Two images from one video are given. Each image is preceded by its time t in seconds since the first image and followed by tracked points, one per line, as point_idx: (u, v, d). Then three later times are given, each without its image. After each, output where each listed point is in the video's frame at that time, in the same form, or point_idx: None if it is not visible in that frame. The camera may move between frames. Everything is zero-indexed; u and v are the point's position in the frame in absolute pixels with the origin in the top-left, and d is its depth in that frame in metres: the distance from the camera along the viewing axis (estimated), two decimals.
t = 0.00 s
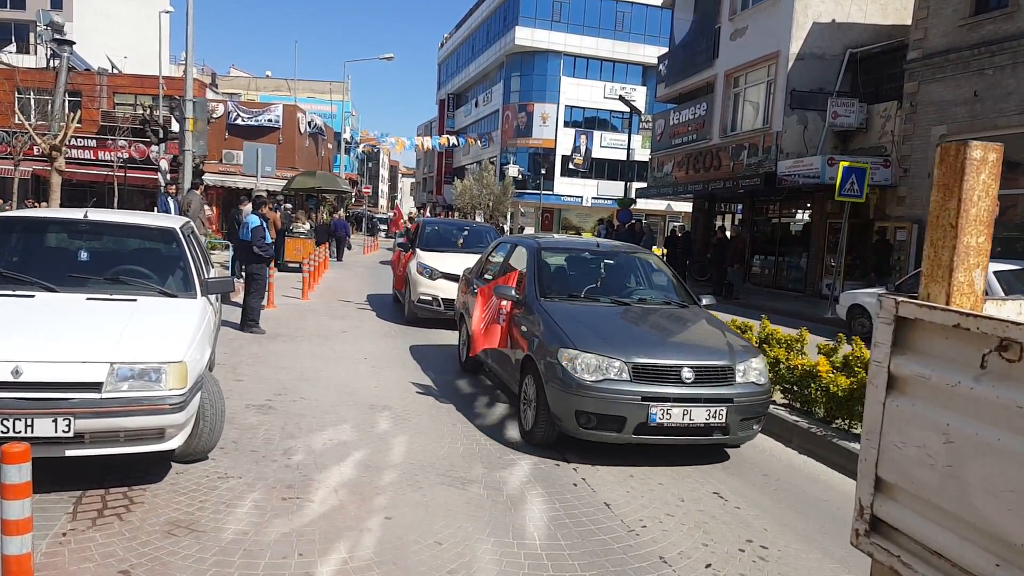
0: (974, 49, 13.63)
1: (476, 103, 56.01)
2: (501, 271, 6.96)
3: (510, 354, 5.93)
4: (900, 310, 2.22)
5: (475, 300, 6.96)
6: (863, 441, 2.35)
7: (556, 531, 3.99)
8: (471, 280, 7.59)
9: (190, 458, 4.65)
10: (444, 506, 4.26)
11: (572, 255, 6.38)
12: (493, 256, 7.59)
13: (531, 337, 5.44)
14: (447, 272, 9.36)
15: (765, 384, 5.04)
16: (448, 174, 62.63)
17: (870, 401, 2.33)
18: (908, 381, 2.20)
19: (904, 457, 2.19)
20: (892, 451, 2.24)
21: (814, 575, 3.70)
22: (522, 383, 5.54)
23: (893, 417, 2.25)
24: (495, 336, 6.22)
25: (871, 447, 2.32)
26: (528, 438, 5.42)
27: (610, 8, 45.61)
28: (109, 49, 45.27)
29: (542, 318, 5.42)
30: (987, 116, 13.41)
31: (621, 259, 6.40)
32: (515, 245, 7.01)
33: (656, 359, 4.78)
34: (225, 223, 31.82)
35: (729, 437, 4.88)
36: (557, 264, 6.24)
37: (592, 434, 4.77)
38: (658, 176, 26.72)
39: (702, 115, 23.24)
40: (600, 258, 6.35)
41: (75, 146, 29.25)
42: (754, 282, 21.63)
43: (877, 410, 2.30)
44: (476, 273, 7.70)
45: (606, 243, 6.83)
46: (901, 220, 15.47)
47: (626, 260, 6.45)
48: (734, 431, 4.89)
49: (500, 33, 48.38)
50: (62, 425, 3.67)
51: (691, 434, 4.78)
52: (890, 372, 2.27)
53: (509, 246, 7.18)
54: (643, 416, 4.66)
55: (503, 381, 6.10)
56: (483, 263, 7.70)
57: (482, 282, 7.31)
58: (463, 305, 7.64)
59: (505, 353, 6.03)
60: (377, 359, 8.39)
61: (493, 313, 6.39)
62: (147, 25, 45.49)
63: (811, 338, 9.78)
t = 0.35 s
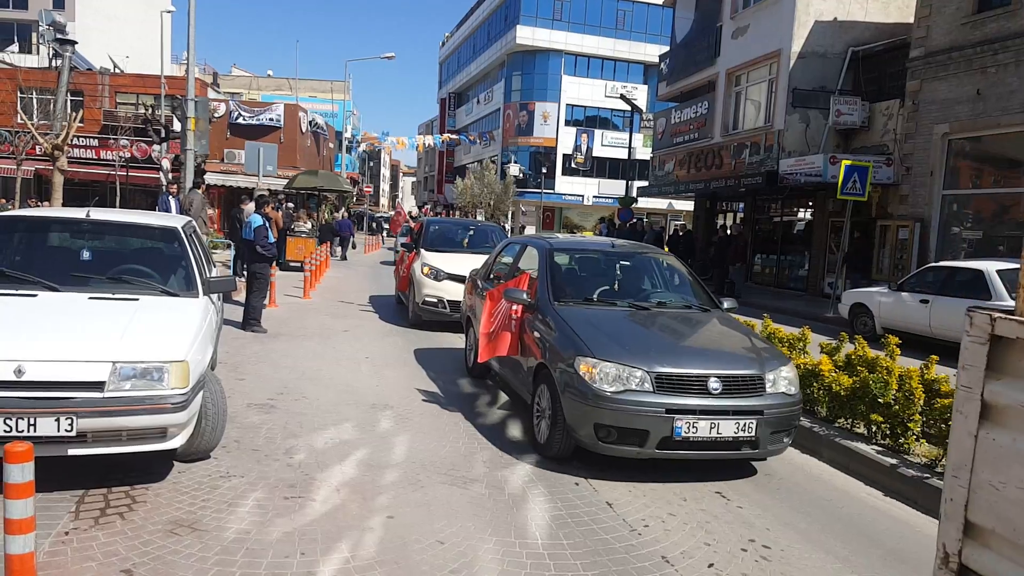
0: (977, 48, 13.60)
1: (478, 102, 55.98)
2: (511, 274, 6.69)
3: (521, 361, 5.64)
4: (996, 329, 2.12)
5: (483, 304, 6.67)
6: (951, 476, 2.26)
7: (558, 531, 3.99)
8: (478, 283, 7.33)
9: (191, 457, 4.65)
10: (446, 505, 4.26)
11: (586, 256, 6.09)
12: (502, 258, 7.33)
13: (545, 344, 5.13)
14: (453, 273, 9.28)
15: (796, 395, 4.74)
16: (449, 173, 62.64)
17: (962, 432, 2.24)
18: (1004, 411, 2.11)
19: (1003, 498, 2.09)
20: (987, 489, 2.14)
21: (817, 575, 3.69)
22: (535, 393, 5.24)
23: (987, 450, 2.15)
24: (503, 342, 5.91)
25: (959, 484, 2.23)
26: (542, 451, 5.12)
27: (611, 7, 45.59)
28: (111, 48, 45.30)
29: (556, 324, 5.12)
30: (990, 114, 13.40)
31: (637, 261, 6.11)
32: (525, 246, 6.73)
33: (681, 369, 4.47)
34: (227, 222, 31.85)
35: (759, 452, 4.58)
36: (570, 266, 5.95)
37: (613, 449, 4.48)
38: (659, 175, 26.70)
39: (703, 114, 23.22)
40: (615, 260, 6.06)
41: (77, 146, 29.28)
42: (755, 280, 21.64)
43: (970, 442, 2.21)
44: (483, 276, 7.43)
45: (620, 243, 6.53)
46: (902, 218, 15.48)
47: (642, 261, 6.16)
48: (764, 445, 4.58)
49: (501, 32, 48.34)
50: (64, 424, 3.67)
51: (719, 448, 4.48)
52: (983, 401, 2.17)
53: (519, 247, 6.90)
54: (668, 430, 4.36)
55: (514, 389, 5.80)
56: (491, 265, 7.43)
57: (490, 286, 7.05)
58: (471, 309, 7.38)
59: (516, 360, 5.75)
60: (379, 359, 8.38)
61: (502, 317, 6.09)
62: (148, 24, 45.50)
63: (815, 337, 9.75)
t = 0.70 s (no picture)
0: (980, 49, 13.57)
1: (480, 102, 56.02)
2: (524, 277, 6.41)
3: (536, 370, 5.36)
4: None
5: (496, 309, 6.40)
6: None
7: (562, 532, 3.98)
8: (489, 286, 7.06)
9: (194, 457, 4.65)
10: (449, 506, 4.26)
11: (603, 259, 5.79)
12: (514, 260, 7.06)
13: (561, 354, 4.84)
14: (460, 275, 9.19)
15: (831, 408, 4.46)
16: (452, 173, 62.67)
17: None
18: None
19: None
20: None
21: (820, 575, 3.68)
22: (552, 405, 4.95)
23: None
24: (516, 350, 5.64)
25: None
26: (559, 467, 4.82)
27: (615, 7, 45.59)
28: (114, 48, 45.36)
29: (574, 333, 4.84)
30: (993, 116, 13.40)
31: (657, 264, 5.82)
32: (539, 247, 6.45)
33: (710, 382, 4.18)
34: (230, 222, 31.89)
35: (793, 470, 4.31)
36: (587, 269, 5.66)
37: (637, 467, 4.21)
38: (662, 175, 26.69)
39: (706, 114, 23.20)
40: (634, 263, 5.78)
41: (80, 145, 29.33)
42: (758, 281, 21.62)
43: None
44: (495, 278, 7.17)
45: (638, 245, 6.24)
46: (904, 219, 15.42)
47: (663, 265, 5.87)
48: (798, 462, 4.31)
49: (504, 33, 48.35)
50: (68, 424, 3.67)
51: (751, 466, 4.20)
52: None
53: (532, 249, 6.62)
54: (697, 448, 4.09)
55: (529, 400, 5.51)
56: (503, 267, 7.16)
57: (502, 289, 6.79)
58: (483, 313, 7.12)
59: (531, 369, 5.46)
60: (381, 359, 8.38)
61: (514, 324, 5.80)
62: (152, 24, 45.55)
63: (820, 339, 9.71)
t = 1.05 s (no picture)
0: (979, 45, 13.57)
1: (479, 101, 56.00)
2: (532, 278, 6.11)
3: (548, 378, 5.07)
4: None
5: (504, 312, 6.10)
6: None
7: (562, 529, 3.99)
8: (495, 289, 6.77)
9: (195, 456, 4.66)
10: (449, 504, 4.27)
11: (618, 259, 5.48)
12: (521, 260, 6.76)
13: (577, 361, 4.54)
14: (463, 275, 9.11)
15: (868, 418, 4.15)
16: (451, 172, 62.67)
17: None
18: None
19: None
20: None
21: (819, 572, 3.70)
22: (567, 416, 4.65)
23: None
24: (528, 356, 5.35)
25: None
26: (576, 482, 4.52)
27: (613, 5, 45.62)
28: (113, 48, 45.30)
29: (589, 339, 4.54)
30: (992, 112, 13.40)
31: (674, 265, 5.52)
32: (547, 247, 6.15)
33: (739, 392, 3.88)
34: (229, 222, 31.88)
35: (828, 485, 4.00)
36: (601, 270, 5.35)
37: (661, 484, 3.92)
38: (661, 172, 26.68)
39: (705, 112, 23.19)
40: (650, 263, 5.46)
41: (79, 146, 29.31)
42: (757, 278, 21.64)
43: None
44: (502, 280, 6.87)
45: (654, 243, 5.92)
46: (903, 215, 15.42)
47: (681, 265, 5.55)
48: (834, 477, 4.00)
49: (503, 31, 48.31)
50: (69, 424, 3.68)
51: (783, 482, 3.91)
52: None
53: (541, 249, 6.32)
54: (726, 463, 3.79)
55: (542, 409, 5.22)
56: (510, 268, 6.87)
57: (509, 291, 6.50)
58: (488, 317, 6.83)
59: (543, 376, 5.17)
60: (381, 358, 8.39)
61: (526, 330, 5.52)
62: (150, 24, 45.50)
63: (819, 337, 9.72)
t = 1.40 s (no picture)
0: (981, 46, 13.56)
1: (481, 101, 56.03)
2: (545, 282, 5.85)
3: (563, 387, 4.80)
4: None
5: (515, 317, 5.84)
6: None
7: (564, 529, 3.99)
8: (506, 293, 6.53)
9: (196, 456, 4.65)
10: (451, 505, 4.26)
11: (636, 262, 5.22)
12: (532, 263, 6.50)
13: (595, 371, 4.27)
14: (469, 276, 9.01)
15: (908, 433, 3.89)
16: (452, 172, 62.69)
17: None
18: None
19: None
20: None
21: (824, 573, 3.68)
22: (584, 430, 4.38)
23: None
24: (540, 364, 5.03)
25: None
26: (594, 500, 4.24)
27: (615, 6, 45.62)
28: (115, 48, 45.37)
29: (608, 347, 4.28)
30: (994, 112, 13.38)
31: (695, 269, 5.26)
32: (561, 250, 5.90)
33: (773, 408, 3.62)
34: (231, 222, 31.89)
35: (868, 507, 3.73)
36: (618, 274, 5.10)
37: (689, 505, 3.65)
38: (663, 173, 26.66)
39: (707, 112, 23.19)
40: (671, 267, 5.20)
41: (81, 146, 29.37)
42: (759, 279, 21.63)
43: None
44: (512, 283, 6.62)
45: (673, 246, 5.66)
46: (905, 216, 15.39)
47: (702, 268, 5.29)
48: (874, 498, 3.73)
49: (504, 31, 48.32)
50: (70, 424, 3.67)
51: (820, 504, 3.64)
52: None
53: (553, 251, 6.06)
54: (760, 484, 3.53)
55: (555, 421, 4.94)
56: (520, 271, 6.61)
57: (521, 295, 6.24)
58: (499, 321, 6.57)
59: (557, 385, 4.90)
60: (383, 358, 8.39)
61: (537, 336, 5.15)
62: (152, 24, 45.57)
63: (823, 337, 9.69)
